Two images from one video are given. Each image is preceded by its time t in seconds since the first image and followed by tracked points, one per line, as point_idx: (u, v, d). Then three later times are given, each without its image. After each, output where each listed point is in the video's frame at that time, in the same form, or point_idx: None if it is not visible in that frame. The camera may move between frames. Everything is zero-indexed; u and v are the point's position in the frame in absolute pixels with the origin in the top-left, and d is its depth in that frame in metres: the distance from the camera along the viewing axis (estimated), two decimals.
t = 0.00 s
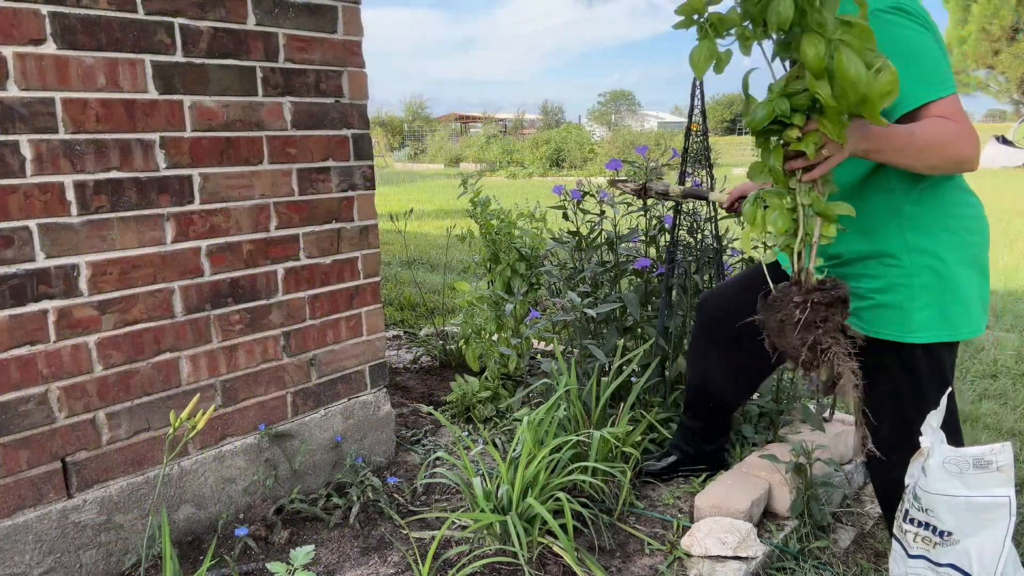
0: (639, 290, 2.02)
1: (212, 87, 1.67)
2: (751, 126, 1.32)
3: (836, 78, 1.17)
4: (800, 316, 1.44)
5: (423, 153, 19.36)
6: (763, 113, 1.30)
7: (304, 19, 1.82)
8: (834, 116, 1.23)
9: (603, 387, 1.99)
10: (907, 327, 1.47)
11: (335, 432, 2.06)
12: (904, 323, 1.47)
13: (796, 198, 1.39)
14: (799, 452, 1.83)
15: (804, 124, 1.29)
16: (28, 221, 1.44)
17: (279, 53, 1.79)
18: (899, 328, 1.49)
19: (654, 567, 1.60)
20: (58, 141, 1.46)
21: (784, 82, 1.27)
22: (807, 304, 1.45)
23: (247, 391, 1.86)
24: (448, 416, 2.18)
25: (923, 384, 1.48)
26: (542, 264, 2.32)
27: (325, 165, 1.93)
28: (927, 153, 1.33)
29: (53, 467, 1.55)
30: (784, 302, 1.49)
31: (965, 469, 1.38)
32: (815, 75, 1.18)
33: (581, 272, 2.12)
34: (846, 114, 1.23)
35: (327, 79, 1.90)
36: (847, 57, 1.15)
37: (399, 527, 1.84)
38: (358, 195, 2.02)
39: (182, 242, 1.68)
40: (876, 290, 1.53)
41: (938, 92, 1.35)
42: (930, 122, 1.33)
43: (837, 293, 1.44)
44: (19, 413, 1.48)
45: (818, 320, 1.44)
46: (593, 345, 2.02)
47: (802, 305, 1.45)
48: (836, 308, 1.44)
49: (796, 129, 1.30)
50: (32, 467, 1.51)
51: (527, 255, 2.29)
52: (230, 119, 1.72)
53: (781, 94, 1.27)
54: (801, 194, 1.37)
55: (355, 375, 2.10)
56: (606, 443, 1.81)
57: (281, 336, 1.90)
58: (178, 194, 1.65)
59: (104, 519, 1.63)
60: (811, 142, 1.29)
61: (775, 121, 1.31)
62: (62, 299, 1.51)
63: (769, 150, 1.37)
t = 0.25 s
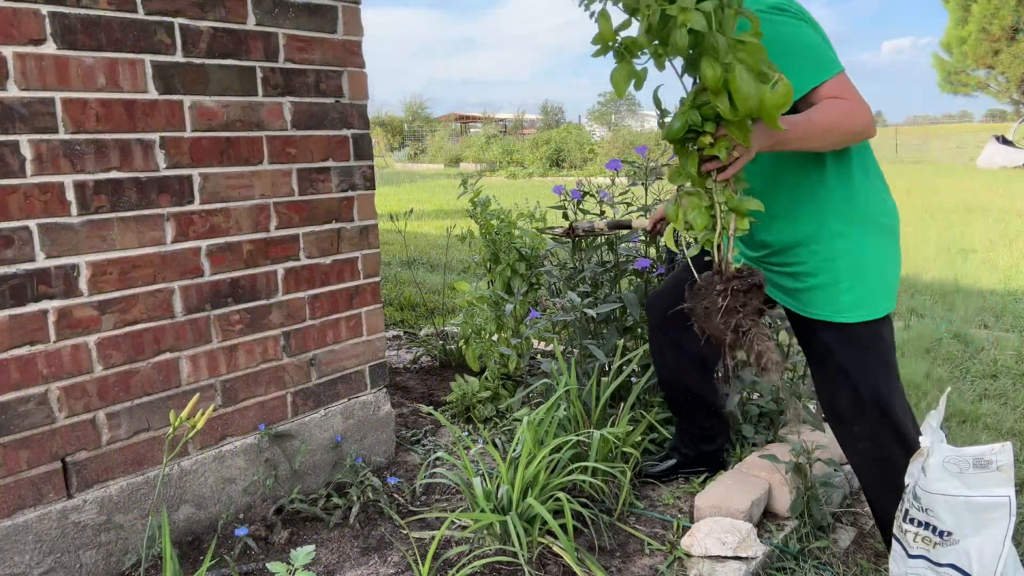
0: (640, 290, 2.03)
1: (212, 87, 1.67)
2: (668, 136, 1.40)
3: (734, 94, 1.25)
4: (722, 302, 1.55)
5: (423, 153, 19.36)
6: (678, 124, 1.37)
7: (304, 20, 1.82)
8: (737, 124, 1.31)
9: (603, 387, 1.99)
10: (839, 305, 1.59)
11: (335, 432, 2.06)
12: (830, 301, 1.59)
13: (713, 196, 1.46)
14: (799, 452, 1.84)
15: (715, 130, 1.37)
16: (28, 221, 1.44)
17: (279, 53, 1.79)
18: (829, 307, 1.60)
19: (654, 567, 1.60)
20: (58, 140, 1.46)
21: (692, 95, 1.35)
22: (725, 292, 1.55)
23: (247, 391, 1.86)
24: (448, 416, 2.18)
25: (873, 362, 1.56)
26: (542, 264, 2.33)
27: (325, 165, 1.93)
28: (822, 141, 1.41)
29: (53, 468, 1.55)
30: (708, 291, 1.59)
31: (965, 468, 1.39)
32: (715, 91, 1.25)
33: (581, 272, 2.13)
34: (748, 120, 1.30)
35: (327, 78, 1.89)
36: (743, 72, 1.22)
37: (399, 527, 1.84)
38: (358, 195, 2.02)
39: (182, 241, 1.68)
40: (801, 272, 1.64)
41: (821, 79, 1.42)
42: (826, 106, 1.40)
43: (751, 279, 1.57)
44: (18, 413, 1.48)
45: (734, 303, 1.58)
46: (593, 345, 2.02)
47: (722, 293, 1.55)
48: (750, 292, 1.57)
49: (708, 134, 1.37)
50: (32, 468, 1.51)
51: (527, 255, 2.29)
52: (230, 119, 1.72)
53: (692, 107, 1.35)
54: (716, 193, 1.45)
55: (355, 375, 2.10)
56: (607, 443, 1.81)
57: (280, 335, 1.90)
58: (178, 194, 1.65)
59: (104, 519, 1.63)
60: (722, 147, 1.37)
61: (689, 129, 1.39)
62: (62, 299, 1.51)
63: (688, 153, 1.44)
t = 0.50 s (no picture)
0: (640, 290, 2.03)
1: (212, 87, 1.67)
2: (644, 101, 1.35)
3: (725, 76, 1.23)
4: (665, 262, 1.55)
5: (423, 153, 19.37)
6: (655, 91, 1.33)
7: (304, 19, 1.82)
8: (715, 102, 1.29)
9: (603, 387, 1.99)
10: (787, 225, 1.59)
11: (335, 432, 2.06)
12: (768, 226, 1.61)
13: (668, 162, 1.45)
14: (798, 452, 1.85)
15: (688, 102, 1.34)
16: (28, 221, 1.44)
17: (279, 53, 1.79)
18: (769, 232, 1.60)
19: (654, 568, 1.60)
20: (58, 140, 1.46)
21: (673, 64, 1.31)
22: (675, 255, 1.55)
23: (247, 390, 1.86)
24: (448, 416, 2.18)
25: (777, 291, 1.60)
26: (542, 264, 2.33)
27: (325, 165, 1.93)
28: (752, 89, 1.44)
29: (53, 468, 1.55)
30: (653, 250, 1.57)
31: (965, 468, 1.39)
32: (709, 70, 1.22)
33: (581, 272, 2.13)
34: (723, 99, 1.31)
35: (327, 78, 1.90)
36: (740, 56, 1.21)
37: (399, 527, 1.84)
38: (358, 195, 2.02)
39: (182, 241, 1.68)
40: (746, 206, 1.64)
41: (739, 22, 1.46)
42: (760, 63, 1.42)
43: (697, 243, 1.55)
44: (18, 412, 1.48)
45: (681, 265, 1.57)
46: (593, 345, 2.03)
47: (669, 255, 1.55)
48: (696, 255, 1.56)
49: (682, 106, 1.35)
50: (32, 468, 1.51)
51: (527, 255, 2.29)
52: (231, 119, 1.72)
53: (672, 77, 1.31)
54: (674, 161, 1.44)
55: (355, 375, 2.10)
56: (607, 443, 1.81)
57: (281, 335, 1.91)
58: (178, 194, 1.65)
59: (104, 519, 1.63)
60: (692, 120, 1.35)
61: (665, 96, 1.35)
62: (62, 300, 1.51)
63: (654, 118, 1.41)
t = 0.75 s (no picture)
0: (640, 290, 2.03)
1: (212, 87, 1.67)
2: (639, 84, 1.45)
3: (728, 66, 1.35)
4: (647, 240, 1.58)
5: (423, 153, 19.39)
6: (652, 76, 1.43)
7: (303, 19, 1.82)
8: (706, 89, 1.43)
9: (603, 386, 2.00)
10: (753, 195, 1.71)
11: (335, 432, 2.06)
12: (727, 189, 1.71)
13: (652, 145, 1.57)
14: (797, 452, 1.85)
15: (681, 88, 1.46)
16: (28, 221, 1.44)
17: (279, 53, 1.79)
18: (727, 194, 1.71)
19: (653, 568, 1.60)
20: (58, 140, 1.46)
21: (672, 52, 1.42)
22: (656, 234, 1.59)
23: (247, 391, 1.86)
24: (448, 416, 2.18)
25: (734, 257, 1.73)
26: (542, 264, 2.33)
27: (325, 165, 1.93)
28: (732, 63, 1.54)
29: (52, 468, 1.55)
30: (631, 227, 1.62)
31: (965, 468, 1.40)
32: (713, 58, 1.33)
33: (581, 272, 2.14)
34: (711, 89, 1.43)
35: (327, 79, 1.90)
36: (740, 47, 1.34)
37: (399, 527, 1.84)
38: (358, 195, 2.02)
39: (182, 241, 1.68)
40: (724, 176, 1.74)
41: None
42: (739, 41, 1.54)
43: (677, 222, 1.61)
44: (18, 412, 1.48)
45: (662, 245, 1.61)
46: (593, 345, 2.03)
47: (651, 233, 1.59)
48: (676, 236, 1.61)
49: (674, 91, 1.46)
50: (32, 468, 1.51)
51: (527, 255, 2.29)
52: (231, 119, 1.72)
53: (670, 63, 1.42)
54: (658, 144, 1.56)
55: (355, 375, 2.11)
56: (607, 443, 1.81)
57: (280, 335, 1.90)
58: (178, 194, 1.65)
59: (104, 519, 1.63)
60: (682, 107, 1.47)
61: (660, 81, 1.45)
62: (62, 300, 1.51)
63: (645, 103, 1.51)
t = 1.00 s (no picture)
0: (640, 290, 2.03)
1: (212, 87, 1.67)
2: (626, 102, 1.45)
3: (710, 73, 1.36)
4: (654, 254, 1.58)
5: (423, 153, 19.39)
6: (637, 92, 1.43)
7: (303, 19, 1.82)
8: (692, 98, 1.42)
9: (603, 386, 2.00)
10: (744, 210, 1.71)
11: (335, 432, 2.06)
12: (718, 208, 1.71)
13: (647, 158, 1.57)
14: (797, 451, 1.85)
15: (667, 100, 1.45)
16: (28, 221, 1.44)
17: (279, 53, 1.79)
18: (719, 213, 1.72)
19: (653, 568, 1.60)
20: (58, 140, 1.46)
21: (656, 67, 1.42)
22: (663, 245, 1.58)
23: (247, 391, 1.86)
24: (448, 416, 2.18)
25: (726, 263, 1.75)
26: (542, 264, 2.33)
27: (325, 165, 1.93)
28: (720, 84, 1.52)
29: (52, 468, 1.55)
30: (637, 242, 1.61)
31: (965, 468, 1.40)
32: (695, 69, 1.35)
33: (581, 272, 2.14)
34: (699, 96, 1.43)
35: (327, 79, 1.90)
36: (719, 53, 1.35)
37: (399, 527, 1.84)
38: (358, 195, 2.02)
39: (183, 241, 1.68)
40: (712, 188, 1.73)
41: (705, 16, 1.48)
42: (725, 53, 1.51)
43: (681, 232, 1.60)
44: (18, 412, 1.48)
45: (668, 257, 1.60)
46: (593, 345, 2.03)
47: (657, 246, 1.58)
48: (682, 246, 1.60)
49: (661, 104, 1.46)
50: (32, 468, 1.51)
51: (527, 255, 2.29)
52: (231, 119, 1.72)
53: (654, 77, 1.42)
54: (652, 156, 1.56)
55: (355, 375, 2.11)
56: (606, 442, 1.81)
57: (280, 335, 1.90)
58: (178, 194, 1.65)
59: (104, 518, 1.63)
60: (672, 118, 1.47)
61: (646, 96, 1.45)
62: (62, 300, 1.51)
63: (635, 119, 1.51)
